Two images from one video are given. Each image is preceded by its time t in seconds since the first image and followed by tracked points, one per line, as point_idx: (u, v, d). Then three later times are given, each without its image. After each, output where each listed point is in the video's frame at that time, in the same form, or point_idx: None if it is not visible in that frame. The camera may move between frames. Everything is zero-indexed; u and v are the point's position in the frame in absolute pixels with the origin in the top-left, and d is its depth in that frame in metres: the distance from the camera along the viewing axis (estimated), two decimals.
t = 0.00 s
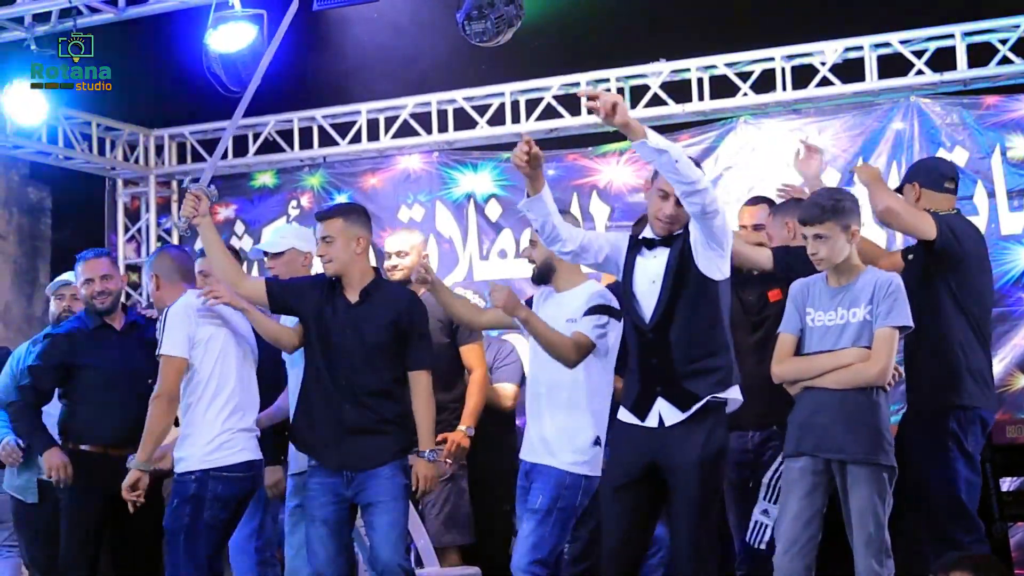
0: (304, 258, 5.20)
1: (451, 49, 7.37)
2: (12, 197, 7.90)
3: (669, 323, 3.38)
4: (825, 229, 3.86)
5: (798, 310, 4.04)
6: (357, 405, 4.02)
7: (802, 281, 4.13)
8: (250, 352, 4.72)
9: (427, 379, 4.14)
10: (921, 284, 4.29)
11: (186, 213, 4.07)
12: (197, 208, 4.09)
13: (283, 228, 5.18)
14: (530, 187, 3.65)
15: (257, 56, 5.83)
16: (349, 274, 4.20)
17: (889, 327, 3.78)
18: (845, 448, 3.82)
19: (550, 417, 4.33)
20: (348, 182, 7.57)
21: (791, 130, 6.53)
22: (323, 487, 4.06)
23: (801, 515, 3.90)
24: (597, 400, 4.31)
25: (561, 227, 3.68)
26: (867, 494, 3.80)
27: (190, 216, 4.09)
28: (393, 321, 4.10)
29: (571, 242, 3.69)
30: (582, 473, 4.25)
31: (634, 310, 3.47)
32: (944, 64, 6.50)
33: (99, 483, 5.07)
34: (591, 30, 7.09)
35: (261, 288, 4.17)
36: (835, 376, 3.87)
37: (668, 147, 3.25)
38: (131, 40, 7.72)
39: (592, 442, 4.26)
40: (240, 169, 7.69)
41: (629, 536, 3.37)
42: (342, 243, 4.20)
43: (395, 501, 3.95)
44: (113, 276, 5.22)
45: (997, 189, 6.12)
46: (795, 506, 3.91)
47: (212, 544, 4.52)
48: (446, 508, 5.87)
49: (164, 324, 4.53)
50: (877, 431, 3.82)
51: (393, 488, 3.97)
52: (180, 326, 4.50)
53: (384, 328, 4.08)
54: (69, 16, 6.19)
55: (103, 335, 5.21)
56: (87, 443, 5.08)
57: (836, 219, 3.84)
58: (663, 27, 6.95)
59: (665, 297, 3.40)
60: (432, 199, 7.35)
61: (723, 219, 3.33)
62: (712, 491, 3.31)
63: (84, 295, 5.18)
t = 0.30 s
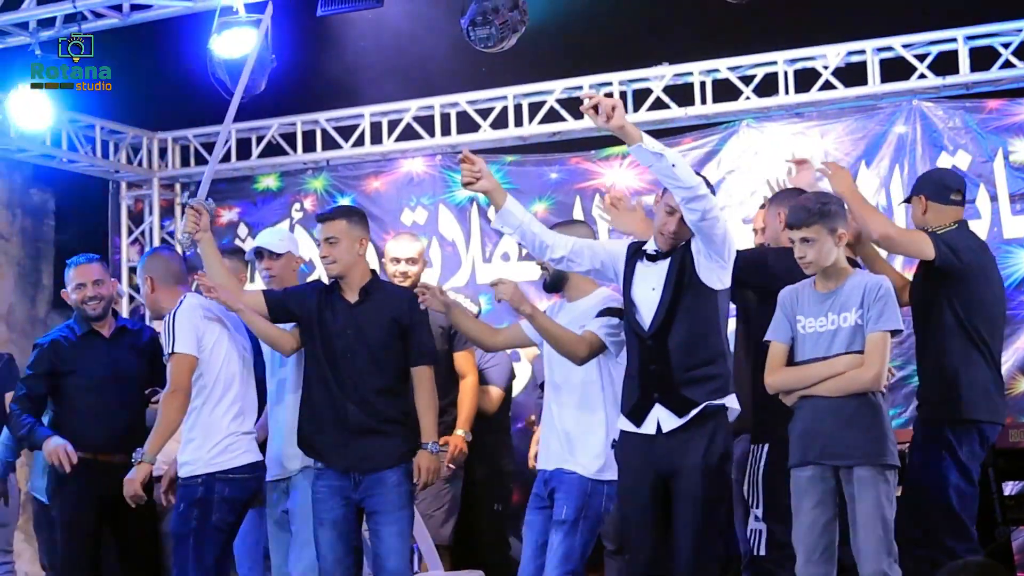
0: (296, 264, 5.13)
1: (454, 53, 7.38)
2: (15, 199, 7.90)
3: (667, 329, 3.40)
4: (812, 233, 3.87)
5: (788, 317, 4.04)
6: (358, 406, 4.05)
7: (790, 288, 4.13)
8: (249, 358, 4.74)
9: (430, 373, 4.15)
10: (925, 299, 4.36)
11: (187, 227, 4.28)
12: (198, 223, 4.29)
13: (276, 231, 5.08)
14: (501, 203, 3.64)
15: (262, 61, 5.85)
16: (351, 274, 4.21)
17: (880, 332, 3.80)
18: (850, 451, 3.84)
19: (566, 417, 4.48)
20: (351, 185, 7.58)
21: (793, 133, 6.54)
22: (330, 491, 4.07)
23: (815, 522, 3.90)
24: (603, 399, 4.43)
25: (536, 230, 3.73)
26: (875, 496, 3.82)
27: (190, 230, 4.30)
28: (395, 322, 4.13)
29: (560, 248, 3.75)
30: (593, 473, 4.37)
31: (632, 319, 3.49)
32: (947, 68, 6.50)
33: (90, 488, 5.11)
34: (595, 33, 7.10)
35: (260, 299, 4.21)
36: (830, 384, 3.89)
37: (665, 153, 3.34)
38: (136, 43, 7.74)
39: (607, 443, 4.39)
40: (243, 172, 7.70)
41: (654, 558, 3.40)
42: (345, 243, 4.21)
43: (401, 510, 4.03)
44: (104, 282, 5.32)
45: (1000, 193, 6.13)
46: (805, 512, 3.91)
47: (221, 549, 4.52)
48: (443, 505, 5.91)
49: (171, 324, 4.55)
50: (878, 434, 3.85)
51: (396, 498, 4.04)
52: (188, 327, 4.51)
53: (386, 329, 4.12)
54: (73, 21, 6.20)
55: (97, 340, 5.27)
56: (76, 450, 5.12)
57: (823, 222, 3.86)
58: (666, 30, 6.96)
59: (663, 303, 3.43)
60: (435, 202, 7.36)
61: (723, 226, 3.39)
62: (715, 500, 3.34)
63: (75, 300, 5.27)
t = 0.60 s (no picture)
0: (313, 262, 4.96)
1: (475, 56, 7.39)
2: (36, 202, 7.93)
3: (686, 325, 3.40)
4: (852, 234, 3.72)
5: (831, 320, 3.88)
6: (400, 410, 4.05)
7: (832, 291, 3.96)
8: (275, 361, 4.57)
9: (469, 373, 4.14)
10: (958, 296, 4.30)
11: (219, 234, 4.01)
12: (229, 229, 4.02)
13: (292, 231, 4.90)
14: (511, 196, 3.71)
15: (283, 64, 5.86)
16: (387, 274, 4.21)
17: (923, 335, 3.64)
18: (888, 455, 3.69)
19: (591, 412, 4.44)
20: (372, 189, 7.60)
21: (813, 136, 6.53)
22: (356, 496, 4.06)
23: (852, 527, 3.76)
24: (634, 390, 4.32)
25: (554, 225, 3.77)
26: (916, 501, 3.68)
27: (223, 237, 4.02)
28: (428, 320, 4.14)
29: (577, 243, 3.79)
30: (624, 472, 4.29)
31: (648, 316, 3.51)
32: (969, 70, 6.48)
33: (98, 489, 4.60)
34: (615, 36, 7.10)
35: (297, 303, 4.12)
36: (870, 386, 3.72)
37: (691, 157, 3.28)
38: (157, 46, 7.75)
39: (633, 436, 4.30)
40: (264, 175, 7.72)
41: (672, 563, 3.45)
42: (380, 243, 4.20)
43: (435, 518, 4.02)
44: (112, 278, 4.83)
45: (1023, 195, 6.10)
46: (843, 517, 3.77)
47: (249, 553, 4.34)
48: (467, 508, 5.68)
49: (207, 327, 4.29)
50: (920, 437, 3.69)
51: (433, 505, 4.02)
52: (227, 332, 4.27)
53: (419, 328, 4.12)
54: (95, 25, 6.22)
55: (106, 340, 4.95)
56: (86, 448, 4.62)
57: (863, 224, 3.70)
58: (687, 33, 6.95)
59: (681, 299, 3.43)
60: (455, 205, 7.37)
61: (744, 231, 3.35)
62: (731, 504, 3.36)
63: (80, 297, 4.76)
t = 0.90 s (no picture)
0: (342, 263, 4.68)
1: (506, 56, 7.40)
2: (70, 203, 7.99)
3: (721, 334, 3.32)
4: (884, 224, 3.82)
5: (886, 316, 3.85)
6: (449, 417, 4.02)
7: (891, 287, 3.93)
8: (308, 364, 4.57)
9: (514, 380, 4.02)
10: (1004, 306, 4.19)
11: (283, 247, 4.03)
12: (292, 243, 4.05)
13: (319, 227, 4.66)
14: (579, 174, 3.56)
15: (315, 65, 5.89)
16: (438, 280, 4.16)
17: (973, 335, 3.61)
18: (937, 455, 3.69)
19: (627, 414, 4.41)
20: (403, 189, 7.63)
21: (845, 136, 6.52)
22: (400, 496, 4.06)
23: (897, 524, 3.79)
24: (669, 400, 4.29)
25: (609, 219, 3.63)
26: (961, 505, 3.68)
27: (286, 250, 4.05)
28: (475, 329, 4.06)
29: (622, 241, 3.63)
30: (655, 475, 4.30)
31: (687, 319, 3.42)
32: (1001, 68, 6.44)
33: (128, 487, 4.63)
34: (647, 36, 7.11)
35: (357, 319, 4.19)
36: (923, 387, 3.71)
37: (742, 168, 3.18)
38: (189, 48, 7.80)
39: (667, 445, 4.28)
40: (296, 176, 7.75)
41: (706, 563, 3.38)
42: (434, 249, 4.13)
43: (482, 519, 3.98)
44: (144, 278, 4.84)
45: None
46: (890, 514, 3.80)
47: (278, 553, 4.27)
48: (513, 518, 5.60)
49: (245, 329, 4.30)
50: (970, 439, 3.68)
51: (479, 506, 3.98)
52: (265, 330, 4.29)
53: (466, 339, 4.06)
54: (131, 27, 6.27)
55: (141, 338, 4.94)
56: (115, 448, 4.65)
57: (891, 216, 3.79)
58: (718, 32, 6.94)
59: (719, 302, 3.35)
60: (485, 205, 7.38)
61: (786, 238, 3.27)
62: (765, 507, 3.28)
63: (111, 297, 4.78)
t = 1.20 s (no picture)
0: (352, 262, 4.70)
1: (519, 56, 7.41)
2: (85, 203, 8.03)
3: (743, 343, 3.35)
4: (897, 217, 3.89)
5: (890, 317, 3.97)
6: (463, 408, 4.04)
7: (894, 288, 4.03)
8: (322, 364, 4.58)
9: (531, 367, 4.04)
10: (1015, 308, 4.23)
11: (300, 233, 4.03)
12: (308, 229, 4.05)
13: (329, 230, 4.72)
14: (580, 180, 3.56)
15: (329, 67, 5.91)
16: (455, 272, 4.17)
17: (967, 339, 3.70)
18: (935, 458, 3.80)
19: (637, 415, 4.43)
20: (416, 189, 7.64)
21: (858, 136, 6.51)
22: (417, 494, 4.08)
23: (907, 525, 3.90)
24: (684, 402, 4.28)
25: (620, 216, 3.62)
26: (961, 505, 3.77)
27: (302, 235, 4.05)
28: (490, 322, 4.09)
29: (635, 241, 3.66)
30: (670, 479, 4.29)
31: (709, 326, 3.43)
32: (1015, 68, 6.44)
33: (143, 488, 4.65)
34: (660, 36, 7.11)
35: (369, 304, 4.18)
36: (916, 388, 3.82)
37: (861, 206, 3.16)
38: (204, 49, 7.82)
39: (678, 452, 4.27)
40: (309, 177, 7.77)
41: (709, 560, 3.49)
42: (451, 243, 4.15)
43: (496, 518, 3.97)
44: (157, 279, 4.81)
45: None
46: (898, 516, 3.91)
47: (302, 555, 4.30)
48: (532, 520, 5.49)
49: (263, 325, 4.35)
50: (966, 440, 3.78)
51: (493, 505, 3.98)
52: (286, 329, 4.34)
53: (483, 330, 4.08)
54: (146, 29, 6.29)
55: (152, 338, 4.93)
56: (131, 448, 4.66)
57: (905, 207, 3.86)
58: (732, 33, 6.95)
59: (742, 311, 3.36)
60: (499, 206, 7.40)
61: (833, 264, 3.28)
62: (777, 509, 3.35)
63: (124, 297, 4.77)
